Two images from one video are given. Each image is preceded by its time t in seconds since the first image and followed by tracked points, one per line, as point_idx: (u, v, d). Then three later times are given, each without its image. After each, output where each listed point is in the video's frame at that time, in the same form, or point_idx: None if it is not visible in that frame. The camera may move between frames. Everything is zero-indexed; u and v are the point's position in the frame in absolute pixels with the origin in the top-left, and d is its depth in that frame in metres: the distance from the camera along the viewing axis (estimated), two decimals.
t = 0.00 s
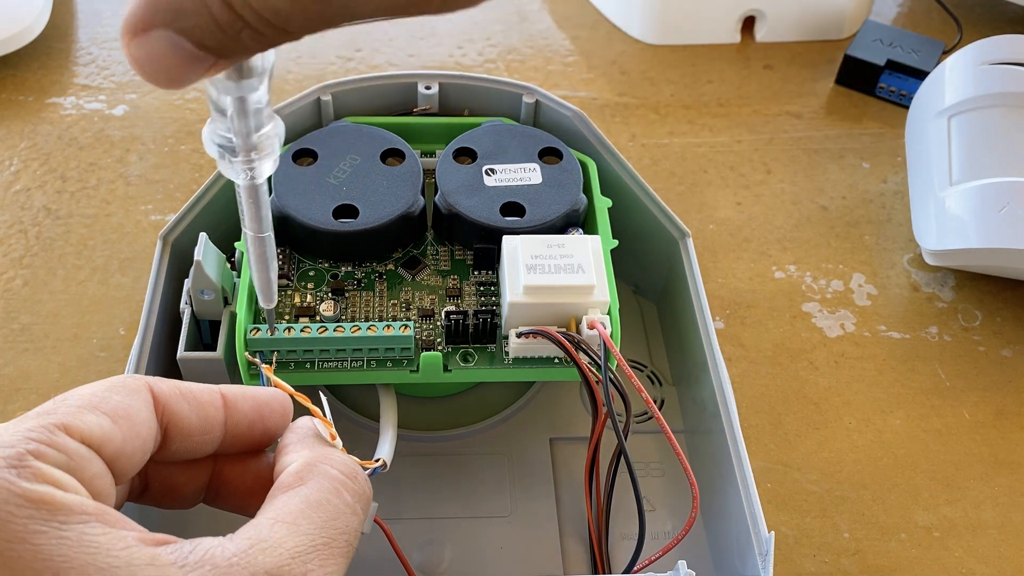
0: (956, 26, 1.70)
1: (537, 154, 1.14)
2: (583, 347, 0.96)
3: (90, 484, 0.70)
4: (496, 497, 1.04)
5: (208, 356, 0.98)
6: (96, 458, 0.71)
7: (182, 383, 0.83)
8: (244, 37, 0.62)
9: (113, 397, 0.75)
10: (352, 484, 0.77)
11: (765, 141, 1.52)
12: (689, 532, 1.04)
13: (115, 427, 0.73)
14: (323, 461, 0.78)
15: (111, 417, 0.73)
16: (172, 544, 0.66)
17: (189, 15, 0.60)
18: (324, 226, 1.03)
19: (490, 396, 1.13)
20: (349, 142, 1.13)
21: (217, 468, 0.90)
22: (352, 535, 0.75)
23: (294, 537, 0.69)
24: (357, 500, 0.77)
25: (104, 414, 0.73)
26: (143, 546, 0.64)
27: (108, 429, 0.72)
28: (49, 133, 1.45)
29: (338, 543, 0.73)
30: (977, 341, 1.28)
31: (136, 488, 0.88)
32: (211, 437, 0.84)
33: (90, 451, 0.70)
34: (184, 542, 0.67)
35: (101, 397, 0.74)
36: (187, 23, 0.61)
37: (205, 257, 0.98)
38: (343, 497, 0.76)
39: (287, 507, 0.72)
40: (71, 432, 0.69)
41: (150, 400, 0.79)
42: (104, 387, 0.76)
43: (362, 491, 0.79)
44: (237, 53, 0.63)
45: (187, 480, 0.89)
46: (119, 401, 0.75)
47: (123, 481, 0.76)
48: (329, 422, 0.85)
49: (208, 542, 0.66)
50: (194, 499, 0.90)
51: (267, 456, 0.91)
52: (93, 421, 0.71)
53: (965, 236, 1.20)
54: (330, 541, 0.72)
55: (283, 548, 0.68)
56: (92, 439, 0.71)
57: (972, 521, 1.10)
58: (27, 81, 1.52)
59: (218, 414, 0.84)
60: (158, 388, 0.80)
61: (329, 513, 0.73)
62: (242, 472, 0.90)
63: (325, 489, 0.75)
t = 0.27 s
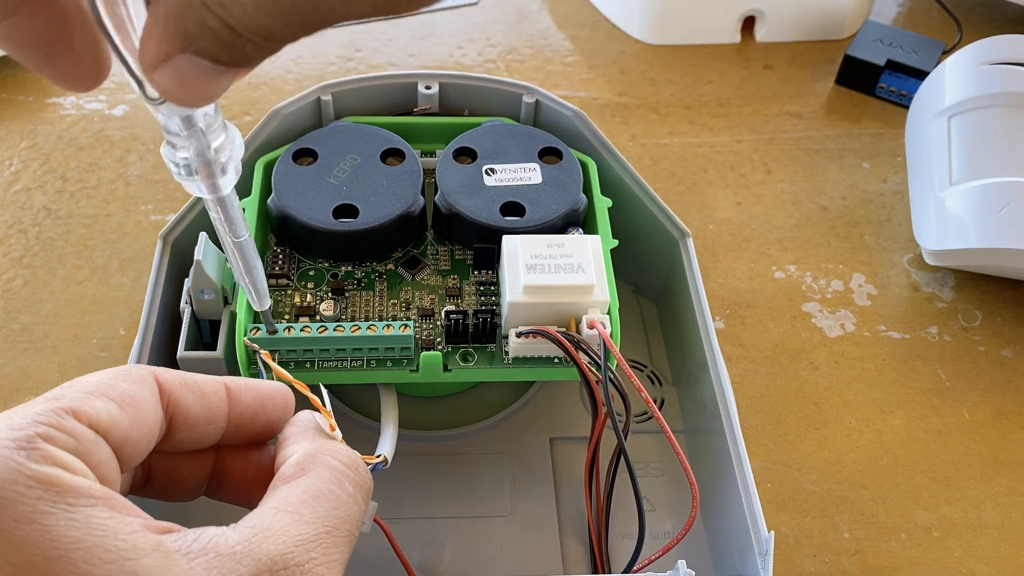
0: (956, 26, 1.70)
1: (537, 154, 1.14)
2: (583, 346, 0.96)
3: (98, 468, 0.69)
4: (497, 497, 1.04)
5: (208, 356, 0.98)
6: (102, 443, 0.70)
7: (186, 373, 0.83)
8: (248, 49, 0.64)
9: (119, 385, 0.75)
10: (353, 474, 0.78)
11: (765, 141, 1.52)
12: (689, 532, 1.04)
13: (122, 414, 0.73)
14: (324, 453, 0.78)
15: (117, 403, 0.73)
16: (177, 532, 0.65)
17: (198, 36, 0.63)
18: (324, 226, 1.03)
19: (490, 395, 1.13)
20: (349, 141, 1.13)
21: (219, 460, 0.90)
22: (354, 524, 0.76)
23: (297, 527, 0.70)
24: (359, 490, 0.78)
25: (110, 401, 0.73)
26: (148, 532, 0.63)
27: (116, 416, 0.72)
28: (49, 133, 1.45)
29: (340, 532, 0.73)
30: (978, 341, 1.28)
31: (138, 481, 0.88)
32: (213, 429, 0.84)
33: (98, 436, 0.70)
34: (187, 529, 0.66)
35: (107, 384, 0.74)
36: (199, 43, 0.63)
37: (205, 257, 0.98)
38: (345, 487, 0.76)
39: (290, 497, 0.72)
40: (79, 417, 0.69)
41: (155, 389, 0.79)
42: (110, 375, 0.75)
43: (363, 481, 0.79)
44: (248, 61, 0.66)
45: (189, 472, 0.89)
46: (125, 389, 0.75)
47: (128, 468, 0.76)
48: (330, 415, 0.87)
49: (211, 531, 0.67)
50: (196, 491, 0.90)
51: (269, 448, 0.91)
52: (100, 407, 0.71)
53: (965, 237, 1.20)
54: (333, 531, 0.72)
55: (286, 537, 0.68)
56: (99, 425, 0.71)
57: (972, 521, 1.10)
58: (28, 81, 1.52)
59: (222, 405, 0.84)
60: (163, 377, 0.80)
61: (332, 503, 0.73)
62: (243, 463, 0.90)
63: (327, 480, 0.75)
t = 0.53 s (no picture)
0: (956, 26, 1.70)
1: (538, 154, 1.14)
2: (583, 346, 0.96)
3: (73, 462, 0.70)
4: (497, 497, 1.04)
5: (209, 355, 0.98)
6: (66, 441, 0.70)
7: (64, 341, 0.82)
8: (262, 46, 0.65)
9: (36, 371, 0.74)
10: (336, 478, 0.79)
11: (765, 141, 1.52)
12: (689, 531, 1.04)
13: (55, 399, 0.73)
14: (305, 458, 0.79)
15: (42, 393, 0.73)
16: (167, 553, 0.67)
17: (211, 33, 0.63)
18: (325, 226, 1.03)
19: (490, 395, 1.13)
20: (349, 141, 1.13)
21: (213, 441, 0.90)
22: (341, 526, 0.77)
23: (287, 539, 0.71)
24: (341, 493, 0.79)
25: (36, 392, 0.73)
26: (136, 558, 0.64)
27: (51, 405, 0.72)
28: (49, 133, 1.45)
29: (328, 537, 0.75)
30: (977, 341, 1.28)
31: (134, 474, 0.87)
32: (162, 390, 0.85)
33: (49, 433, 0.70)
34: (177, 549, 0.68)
35: (27, 375, 0.74)
36: (213, 40, 0.63)
37: (206, 256, 0.98)
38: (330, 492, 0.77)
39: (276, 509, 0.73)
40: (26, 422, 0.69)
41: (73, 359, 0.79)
42: (20, 363, 0.74)
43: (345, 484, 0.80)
44: (261, 60, 0.66)
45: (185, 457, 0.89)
46: (44, 373, 0.74)
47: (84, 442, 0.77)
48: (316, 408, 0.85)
49: (201, 550, 0.68)
50: (193, 473, 0.91)
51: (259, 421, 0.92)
52: (35, 404, 0.71)
53: (965, 237, 1.20)
54: (322, 537, 0.74)
55: (276, 550, 0.70)
56: (43, 419, 0.71)
57: (972, 521, 1.10)
58: (27, 81, 1.52)
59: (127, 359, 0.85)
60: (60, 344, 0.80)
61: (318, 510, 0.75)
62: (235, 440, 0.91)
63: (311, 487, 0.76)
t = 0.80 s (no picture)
0: (956, 26, 1.70)
1: (538, 153, 1.14)
2: (581, 346, 0.96)
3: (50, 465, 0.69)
4: (496, 496, 1.04)
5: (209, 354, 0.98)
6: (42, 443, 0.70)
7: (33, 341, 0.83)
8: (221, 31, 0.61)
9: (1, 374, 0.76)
10: (320, 467, 0.79)
11: (765, 141, 1.52)
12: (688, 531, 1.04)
13: (23, 400, 0.74)
14: (290, 445, 0.79)
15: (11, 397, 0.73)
16: (150, 551, 0.67)
17: None
18: (324, 224, 1.03)
19: (490, 395, 1.12)
20: (349, 140, 1.13)
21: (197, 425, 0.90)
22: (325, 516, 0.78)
23: (271, 531, 0.72)
24: (326, 483, 0.79)
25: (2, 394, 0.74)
26: (117, 562, 0.64)
27: (18, 405, 0.73)
28: (49, 133, 1.45)
29: (311, 527, 0.75)
30: (978, 341, 1.28)
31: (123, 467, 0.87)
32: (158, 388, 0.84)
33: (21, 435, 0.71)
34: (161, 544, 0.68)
35: None
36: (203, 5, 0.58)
37: (206, 255, 0.98)
38: (314, 482, 0.78)
39: (261, 500, 0.74)
40: None
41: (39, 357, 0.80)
42: None
43: (330, 472, 0.80)
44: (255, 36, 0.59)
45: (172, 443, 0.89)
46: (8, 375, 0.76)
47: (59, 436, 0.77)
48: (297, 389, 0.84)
49: (184, 544, 0.68)
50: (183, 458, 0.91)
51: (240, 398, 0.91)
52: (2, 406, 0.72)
53: (965, 237, 1.20)
54: (305, 528, 0.74)
55: (260, 542, 0.70)
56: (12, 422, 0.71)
57: (971, 521, 1.10)
58: (28, 81, 1.52)
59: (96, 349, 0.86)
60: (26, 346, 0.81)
61: (302, 502, 0.75)
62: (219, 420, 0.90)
63: (294, 478, 0.76)
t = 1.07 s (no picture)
0: (956, 27, 1.70)
1: (538, 152, 1.14)
2: (581, 344, 0.95)
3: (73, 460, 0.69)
4: (496, 495, 1.03)
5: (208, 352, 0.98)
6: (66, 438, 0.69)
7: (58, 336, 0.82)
8: None
9: (30, 369, 0.73)
10: (323, 468, 0.80)
11: (765, 141, 1.52)
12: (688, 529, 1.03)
13: (53, 398, 0.72)
14: (293, 449, 0.79)
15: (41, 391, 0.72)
16: (164, 554, 0.67)
17: None
18: (324, 222, 1.03)
19: (490, 393, 1.12)
20: (349, 139, 1.13)
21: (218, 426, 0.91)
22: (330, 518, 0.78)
23: (280, 534, 0.72)
24: (329, 484, 0.79)
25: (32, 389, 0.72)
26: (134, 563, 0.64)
27: (49, 402, 0.71)
28: (49, 133, 1.45)
29: (317, 529, 0.76)
30: (977, 341, 1.28)
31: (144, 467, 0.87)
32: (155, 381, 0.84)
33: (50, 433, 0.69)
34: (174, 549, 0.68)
35: (20, 374, 0.73)
36: None
37: (206, 253, 0.98)
38: (318, 484, 0.78)
39: (267, 503, 0.74)
40: (26, 425, 0.68)
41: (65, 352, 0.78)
42: (14, 361, 0.73)
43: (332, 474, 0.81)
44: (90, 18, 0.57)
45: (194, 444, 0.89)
46: (38, 369, 0.73)
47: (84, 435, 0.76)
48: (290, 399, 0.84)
49: (196, 549, 0.68)
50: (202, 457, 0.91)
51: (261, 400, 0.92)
52: (32, 403, 0.70)
53: (965, 236, 1.20)
54: (312, 529, 0.75)
55: (270, 545, 0.70)
56: (42, 419, 0.70)
57: (971, 520, 1.10)
58: (28, 81, 1.53)
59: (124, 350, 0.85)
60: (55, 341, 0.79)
61: (307, 503, 0.76)
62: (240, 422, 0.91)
63: (298, 481, 0.76)
